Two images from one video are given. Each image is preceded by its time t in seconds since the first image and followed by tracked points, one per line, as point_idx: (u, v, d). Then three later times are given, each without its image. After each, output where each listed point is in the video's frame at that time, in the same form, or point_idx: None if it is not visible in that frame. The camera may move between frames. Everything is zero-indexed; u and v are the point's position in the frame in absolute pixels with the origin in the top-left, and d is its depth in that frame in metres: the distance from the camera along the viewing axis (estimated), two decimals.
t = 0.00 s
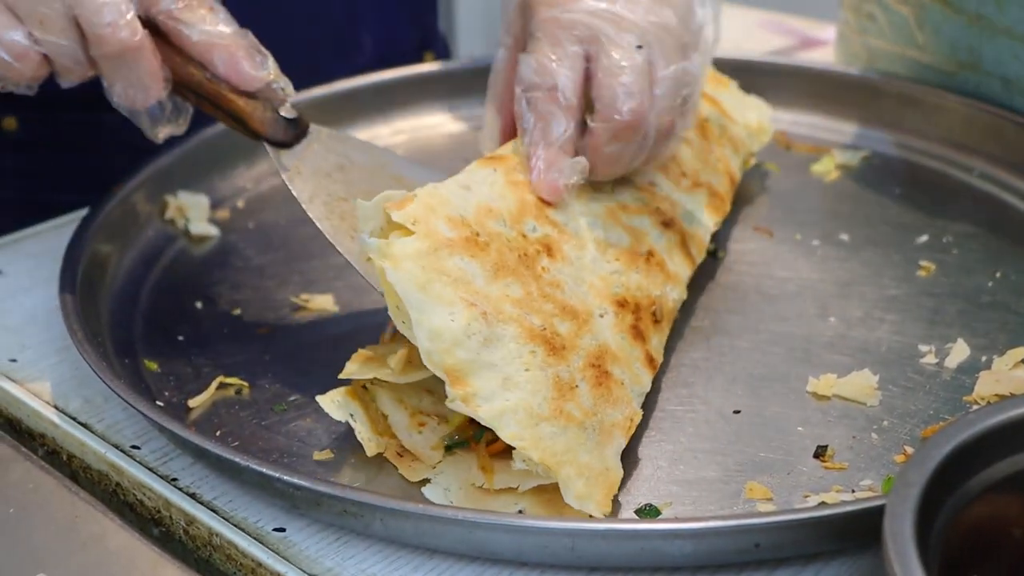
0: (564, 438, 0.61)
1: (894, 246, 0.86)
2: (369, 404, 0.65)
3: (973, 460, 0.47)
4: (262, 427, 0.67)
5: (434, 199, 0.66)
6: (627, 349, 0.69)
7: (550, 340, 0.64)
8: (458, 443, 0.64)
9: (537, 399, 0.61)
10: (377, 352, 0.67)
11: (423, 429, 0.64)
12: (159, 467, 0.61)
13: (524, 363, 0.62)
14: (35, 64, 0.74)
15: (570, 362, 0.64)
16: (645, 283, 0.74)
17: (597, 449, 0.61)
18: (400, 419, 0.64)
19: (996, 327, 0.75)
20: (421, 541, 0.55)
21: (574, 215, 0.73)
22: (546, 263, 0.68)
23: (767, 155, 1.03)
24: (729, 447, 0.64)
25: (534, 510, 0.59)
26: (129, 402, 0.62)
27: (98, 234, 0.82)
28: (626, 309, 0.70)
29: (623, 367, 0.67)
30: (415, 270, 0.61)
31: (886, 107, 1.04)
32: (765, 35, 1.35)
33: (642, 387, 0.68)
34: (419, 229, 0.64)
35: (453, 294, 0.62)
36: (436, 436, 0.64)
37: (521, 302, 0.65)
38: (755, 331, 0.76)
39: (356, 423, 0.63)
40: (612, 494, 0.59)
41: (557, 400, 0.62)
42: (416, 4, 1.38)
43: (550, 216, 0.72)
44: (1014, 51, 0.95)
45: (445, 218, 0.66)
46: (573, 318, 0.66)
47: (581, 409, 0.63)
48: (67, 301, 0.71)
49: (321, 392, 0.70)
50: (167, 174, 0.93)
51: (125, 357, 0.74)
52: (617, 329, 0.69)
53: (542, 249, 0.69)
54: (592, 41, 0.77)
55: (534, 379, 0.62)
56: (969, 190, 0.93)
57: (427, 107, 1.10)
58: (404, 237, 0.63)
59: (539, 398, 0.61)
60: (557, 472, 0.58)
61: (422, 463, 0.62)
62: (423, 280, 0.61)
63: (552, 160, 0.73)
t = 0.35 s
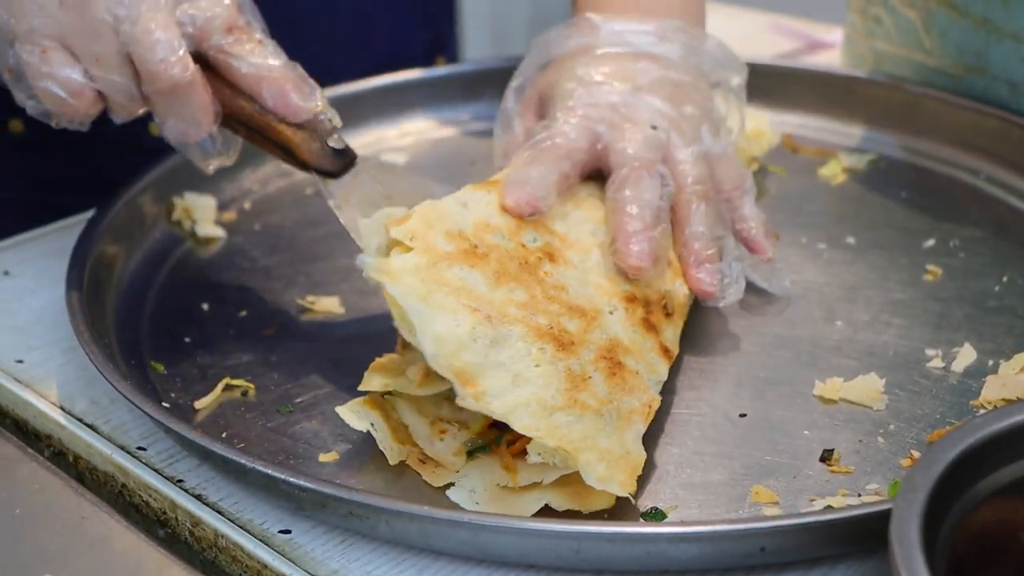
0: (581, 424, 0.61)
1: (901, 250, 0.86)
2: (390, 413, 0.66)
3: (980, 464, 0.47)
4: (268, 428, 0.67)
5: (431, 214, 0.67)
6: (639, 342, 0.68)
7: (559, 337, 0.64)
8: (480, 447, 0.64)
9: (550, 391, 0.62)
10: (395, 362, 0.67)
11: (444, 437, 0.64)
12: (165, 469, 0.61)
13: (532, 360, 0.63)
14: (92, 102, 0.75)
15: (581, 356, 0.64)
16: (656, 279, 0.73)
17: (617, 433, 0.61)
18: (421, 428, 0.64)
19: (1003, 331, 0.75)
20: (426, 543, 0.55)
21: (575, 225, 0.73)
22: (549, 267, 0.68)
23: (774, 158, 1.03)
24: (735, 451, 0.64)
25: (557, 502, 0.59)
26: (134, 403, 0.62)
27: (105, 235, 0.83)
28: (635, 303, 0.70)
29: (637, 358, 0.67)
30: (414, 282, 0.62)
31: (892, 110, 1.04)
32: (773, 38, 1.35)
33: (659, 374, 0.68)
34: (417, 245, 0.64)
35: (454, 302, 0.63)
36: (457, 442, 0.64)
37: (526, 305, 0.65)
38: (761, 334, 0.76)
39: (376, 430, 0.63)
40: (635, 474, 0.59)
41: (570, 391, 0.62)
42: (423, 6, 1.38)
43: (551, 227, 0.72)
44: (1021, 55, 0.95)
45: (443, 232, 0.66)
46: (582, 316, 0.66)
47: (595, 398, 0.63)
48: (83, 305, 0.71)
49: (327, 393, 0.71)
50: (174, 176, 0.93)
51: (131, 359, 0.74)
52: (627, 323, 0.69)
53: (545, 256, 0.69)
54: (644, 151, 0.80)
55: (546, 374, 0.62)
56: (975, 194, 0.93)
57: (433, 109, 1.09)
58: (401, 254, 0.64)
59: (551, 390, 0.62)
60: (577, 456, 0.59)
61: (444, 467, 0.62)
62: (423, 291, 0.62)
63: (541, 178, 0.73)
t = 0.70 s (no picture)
0: (569, 431, 0.60)
1: (903, 252, 0.86)
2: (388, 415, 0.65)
3: (981, 467, 0.47)
4: (270, 430, 0.67)
5: (407, 266, 0.72)
6: (631, 347, 0.69)
7: (540, 354, 0.66)
8: (475, 451, 0.63)
9: (534, 405, 0.62)
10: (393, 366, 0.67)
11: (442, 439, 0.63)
12: (167, 471, 0.61)
13: (512, 378, 0.64)
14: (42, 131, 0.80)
15: (565, 369, 0.65)
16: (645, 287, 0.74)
17: (606, 434, 0.61)
18: (418, 431, 0.63)
19: (1005, 334, 0.75)
20: (428, 545, 0.55)
21: (555, 257, 0.76)
22: (529, 293, 0.71)
23: (775, 161, 1.03)
24: (737, 454, 0.64)
25: (552, 507, 0.59)
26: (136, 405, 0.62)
27: (108, 237, 0.83)
28: (623, 310, 0.71)
29: (628, 362, 0.67)
30: (390, 329, 0.66)
31: (894, 113, 1.04)
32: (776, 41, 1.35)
33: (652, 375, 0.67)
34: (391, 295, 0.69)
35: (430, 339, 0.66)
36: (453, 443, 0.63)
37: (506, 331, 0.68)
38: (763, 337, 0.76)
39: (370, 434, 0.63)
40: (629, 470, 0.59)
41: (555, 402, 0.63)
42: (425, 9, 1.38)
43: (532, 258, 0.75)
44: None
45: (417, 280, 0.71)
46: (564, 332, 0.68)
47: (582, 404, 0.63)
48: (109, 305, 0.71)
49: (329, 396, 0.71)
50: (177, 178, 0.94)
51: (133, 360, 0.74)
52: (617, 331, 0.69)
53: (525, 284, 0.72)
54: (616, 171, 0.82)
55: (529, 390, 0.63)
56: (977, 197, 0.93)
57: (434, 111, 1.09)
58: (377, 306, 0.68)
59: (535, 403, 0.62)
60: (565, 460, 0.58)
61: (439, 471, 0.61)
62: (399, 334, 0.66)
63: (514, 220, 0.77)
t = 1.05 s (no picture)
0: (570, 437, 0.60)
1: (904, 254, 0.86)
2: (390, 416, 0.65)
3: (982, 468, 0.47)
4: (271, 433, 0.67)
5: (405, 280, 0.72)
6: (632, 353, 0.69)
7: (540, 363, 0.66)
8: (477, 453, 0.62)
9: (534, 413, 0.62)
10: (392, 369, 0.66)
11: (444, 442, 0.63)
12: (169, 472, 0.61)
13: (513, 389, 0.63)
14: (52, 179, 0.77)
15: (566, 376, 0.65)
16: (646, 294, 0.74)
17: (608, 440, 0.61)
18: (420, 433, 0.63)
19: (1007, 335, 0.75)
20: (430, 547, 0.55)
21: (554, 267, 0.76)
22: (528, 304, 0.71)
23: (776, 163, 1.03)
24: (738, 456, 0.64)
25: (552, 511, 0.59)
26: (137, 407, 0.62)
27: (110, 239, 0.83)
28: (623, 316, 0.71)
29: (629, 367, 0.67)
30: (389, 342, 0.65)
31: (896, 115, 1.04)
32: (778, 42, 1.35)
33: (653, 379, 0.68)
34: (389, 311, 0.68)
35: (430, 351, 0.65)
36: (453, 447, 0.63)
37: (505, 341, 0.67)
38: (764, 339, 0.76)
39: (370, 437, 0.63)
40: (631, 475, 0.59)
41: (556, 409, 0.62)
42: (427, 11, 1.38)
43: (530, 270, 0.75)
44: None
45: (415, 294, 0.70)
46: (565, 341, 0.68)
47: (583, 411, 0.63)
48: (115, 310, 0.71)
49: (330, 398, 0.70)
50: (178, 180, 0.93)
51: (135, 362, 0.74)
52: (617, 337, 0.69)
53: (523, 295, 0.72)
54: (613, 177, 0.82)
55: (529, 400, 0.63)
56: (979, 198, 0.93)
57: (437, 114, 1.09)
58: (375, 321, 0.68)
59: (536, 411, 0.62)
60: (568, 466, 0.58)
61: (440, 473, 0.61)
62: (399, 348, 0.65)
63: (512, 230, 0.76)
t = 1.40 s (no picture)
0: (591, 440, 0.61)
1: (904, 256, 0.86)
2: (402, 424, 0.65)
3: (982, 470, 0.47)
4: (269, 435, 0.67)
5: (414, 280, 0.71)
6: (641, 354, 0.69)
7: (553, 364, 0.66)
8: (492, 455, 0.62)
9: (554, 415, 0.62)
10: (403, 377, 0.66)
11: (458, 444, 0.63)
12: (169, 475, 0.61)
13: (530, 391, 0.64)
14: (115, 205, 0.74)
15: (581, 378, 0.65)
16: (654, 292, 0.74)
17: (629, 442, 0.61)
18: (432, 439, 0.63)
19: (1006, 338, 0.75)
20: (430, 549, 0.55)
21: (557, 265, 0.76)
22: (536, 304, 0.71)
23: (776, 166, 1.03)
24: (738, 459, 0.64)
25: (574, 511, 0.59)
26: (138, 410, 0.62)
27: (110, 242, 0.83)
28: (630, 318, 0.72)
29: (641, 368, 0.68)
30: (405, 343, 0.65)
31: (896, 117, 1.04)
32: (778, 45, 1.35)
33: (665, 379, 0.68)
34: (402, 311, 0.68)
35: (446, 353, 0.65)
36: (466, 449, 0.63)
37: (518, 342, 0.68)
38: (764, 342, 0.76)
39: (383, 443, 0.63)
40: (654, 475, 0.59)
41: (575, 411, 0.63)
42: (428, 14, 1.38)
43: (536, 270, 0.75)
44: None
45: (426, 294, 0.70)
46: (574, 344, 0.68)
47: (601, 413, 0.63)
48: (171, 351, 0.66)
49: (331, 401, 0.70)
50: (178, 182, 0.93)
51: (135, 365, 0.74)
52: (626, 339, 0.70)
53: (531, 295, 0.72)
54: (615, 178, 0.82)
55: (548, 402, 0.63)
56: (978, 201, 0.93)
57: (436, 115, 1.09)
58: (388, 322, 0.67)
59: (556, 414, 0.62)
60: (591, 467, 0.58)
61: (456, 479, 0.61)
62: (415, 349, 0.65)
63: (519, 231, 0.76)
